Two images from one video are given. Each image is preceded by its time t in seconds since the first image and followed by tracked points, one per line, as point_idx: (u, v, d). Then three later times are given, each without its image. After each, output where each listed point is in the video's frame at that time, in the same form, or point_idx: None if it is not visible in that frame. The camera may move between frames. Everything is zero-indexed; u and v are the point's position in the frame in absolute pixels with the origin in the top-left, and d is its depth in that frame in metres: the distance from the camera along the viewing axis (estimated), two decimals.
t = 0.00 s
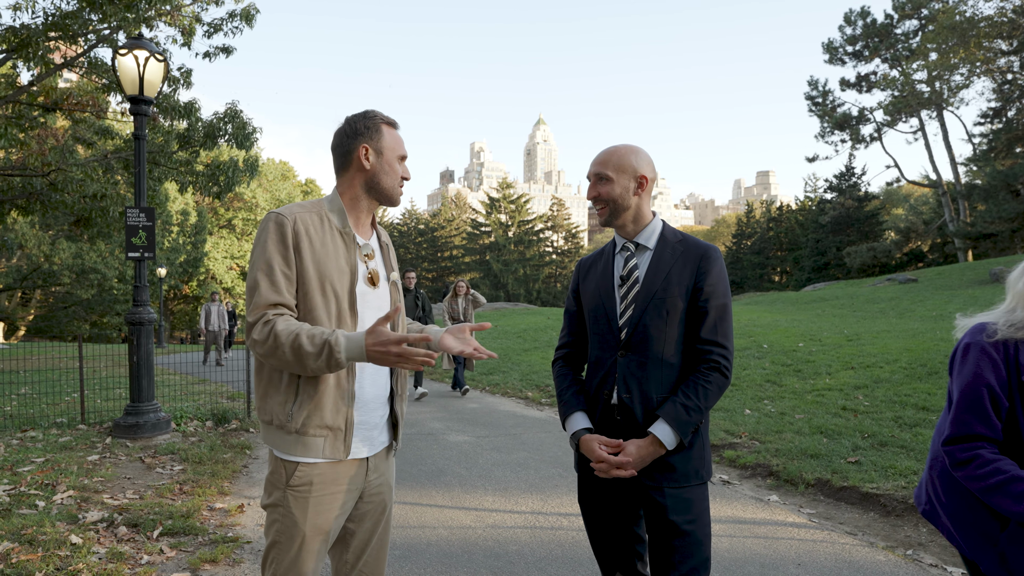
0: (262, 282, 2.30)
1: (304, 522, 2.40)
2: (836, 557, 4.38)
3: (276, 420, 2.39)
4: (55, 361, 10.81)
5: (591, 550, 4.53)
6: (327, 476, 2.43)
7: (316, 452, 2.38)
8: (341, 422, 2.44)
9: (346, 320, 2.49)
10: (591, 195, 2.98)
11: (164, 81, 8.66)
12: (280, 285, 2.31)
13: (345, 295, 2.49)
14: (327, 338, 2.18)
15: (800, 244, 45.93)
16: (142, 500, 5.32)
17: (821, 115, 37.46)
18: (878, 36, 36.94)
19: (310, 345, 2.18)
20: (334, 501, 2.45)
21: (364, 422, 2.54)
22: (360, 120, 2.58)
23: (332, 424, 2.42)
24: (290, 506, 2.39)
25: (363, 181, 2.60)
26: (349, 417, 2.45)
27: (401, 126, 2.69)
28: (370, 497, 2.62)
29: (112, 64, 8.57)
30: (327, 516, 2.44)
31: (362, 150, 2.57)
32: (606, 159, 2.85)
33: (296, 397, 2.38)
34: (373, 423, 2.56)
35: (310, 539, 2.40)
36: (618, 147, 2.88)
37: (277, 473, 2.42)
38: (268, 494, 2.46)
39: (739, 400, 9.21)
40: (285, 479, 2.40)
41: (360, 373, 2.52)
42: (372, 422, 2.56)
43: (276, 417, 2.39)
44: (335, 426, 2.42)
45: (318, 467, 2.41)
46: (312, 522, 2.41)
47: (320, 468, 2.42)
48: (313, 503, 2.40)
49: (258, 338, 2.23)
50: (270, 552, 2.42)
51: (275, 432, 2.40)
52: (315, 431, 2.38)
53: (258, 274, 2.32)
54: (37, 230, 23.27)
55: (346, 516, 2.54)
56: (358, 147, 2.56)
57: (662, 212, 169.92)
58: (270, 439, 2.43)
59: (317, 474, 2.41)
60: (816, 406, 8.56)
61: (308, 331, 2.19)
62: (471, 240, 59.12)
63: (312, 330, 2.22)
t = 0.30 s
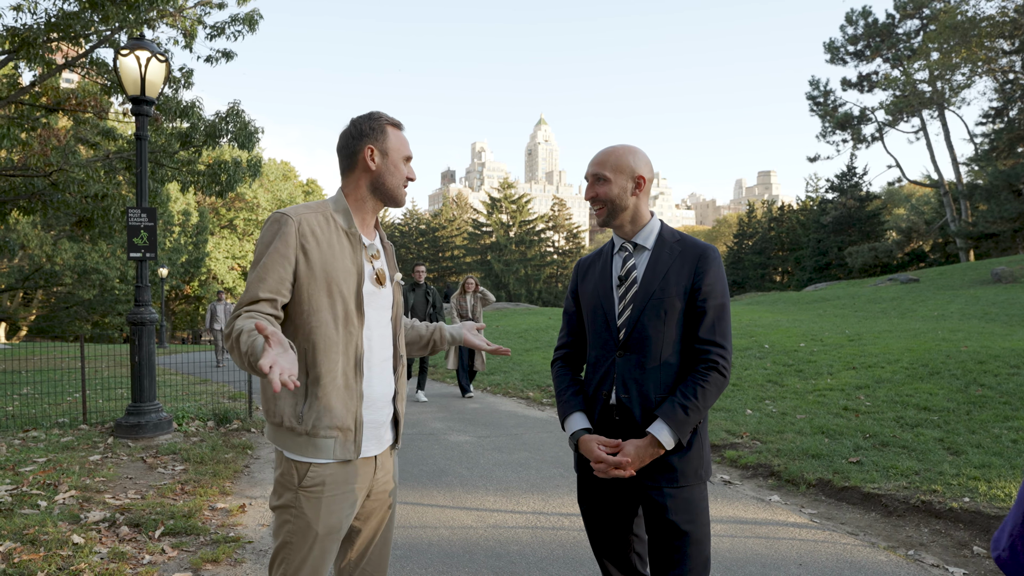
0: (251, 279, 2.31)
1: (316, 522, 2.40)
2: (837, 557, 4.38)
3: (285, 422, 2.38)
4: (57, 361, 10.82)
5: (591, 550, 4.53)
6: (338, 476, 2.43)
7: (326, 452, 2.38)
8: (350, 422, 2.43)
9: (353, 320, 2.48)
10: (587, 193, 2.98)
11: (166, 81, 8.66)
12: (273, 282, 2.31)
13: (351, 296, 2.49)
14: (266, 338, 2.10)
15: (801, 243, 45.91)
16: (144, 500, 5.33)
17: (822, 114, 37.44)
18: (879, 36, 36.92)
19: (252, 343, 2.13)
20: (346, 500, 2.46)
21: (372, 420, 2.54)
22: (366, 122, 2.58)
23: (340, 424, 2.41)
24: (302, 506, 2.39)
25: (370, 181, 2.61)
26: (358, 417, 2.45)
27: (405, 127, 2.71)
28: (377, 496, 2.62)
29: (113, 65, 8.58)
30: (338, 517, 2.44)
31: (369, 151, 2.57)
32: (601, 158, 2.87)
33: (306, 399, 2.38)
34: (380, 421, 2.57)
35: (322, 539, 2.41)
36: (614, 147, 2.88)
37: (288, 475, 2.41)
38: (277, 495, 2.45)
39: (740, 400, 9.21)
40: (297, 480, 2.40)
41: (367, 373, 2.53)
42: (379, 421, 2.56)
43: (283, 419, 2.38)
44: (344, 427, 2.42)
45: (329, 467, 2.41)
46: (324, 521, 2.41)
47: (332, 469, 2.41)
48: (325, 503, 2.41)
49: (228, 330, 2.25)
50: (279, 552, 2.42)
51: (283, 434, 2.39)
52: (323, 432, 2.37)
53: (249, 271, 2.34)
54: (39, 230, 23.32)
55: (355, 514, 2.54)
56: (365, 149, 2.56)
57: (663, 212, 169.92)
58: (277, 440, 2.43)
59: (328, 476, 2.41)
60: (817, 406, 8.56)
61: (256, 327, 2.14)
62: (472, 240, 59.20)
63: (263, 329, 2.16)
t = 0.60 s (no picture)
0: (283, 287, 2.24)
1: (336, 521, 2.41)
2: (838, 558, 4.38)
3: (301, 426, 2.36)
4: (58, 361, 10.84)
5: (592, 551, 4.53)
6: (355, 475, 2.44)
7: (345, 453, 2.38)
8: (365, 422, 2.46)
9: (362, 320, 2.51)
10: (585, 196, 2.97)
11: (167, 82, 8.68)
12: (303, 288, 2.27)
13: (359, 297, 2.52)
14: (344, 338, 2.11)
15: (802, 243, 45.93)
16: (145, 501, 5.34)
17: (823, 115, 37.43)
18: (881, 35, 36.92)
19: (325, 347, 2.11)
20: (362, 499, 2.47)
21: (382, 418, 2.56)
22: (362, 122, 2.57)
23: (358, 424, 2.42)
24: (322, 507, 2.38)
25: (368, 182, 2.61)
26: (371, 416, 2.47)
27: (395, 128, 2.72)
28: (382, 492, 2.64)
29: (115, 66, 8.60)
30: (353, 514, 2.46)
31: (368, 153, 2.57)
32: (599, 160, 2.87)
33: (318, 402, 2.36)
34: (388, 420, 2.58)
35: (340, 537, 2.42)
36: (611, 149, 2.89)
37: (304, 477, 2.39)
38: (292, 498, 2.42)
39: (741, 401, 9.21)
40: (315, 481, 2.38)
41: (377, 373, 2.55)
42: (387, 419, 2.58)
43: (303, 422, 2.36)
44: (360, 427, 2.43)
45: (347, 467, 2.41)
46: (343, 520, 2.42)
47: (348, 468, 2.42)
48: (344, 502, 2.41)
49: (273, 342, 2.17)
50: (295, 554, 2.40)
51: (300, 438, 2.37)
52: (342, 433, 2.38)
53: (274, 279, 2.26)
54: (41, 230, 23.36)
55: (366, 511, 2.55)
56: (364, 150, 2.56)
57: (664, 212, 169.93)
58: (293, 447, 2.39)
59: (344, 475, 2.41)
60: (818, 406, 8.56)
61: (323, 331, 2.12)
62: (473, 240, 59.30)
63: (329, 333, 2.15)
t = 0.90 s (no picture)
0: (354, 281, 2.21)
1: (364, 519, 2.44)
2: (838, 557, 4.38)
3: (351, 426, 2.34)
4: (59, 360, 10.85)
5: (592, 550, 4.52)
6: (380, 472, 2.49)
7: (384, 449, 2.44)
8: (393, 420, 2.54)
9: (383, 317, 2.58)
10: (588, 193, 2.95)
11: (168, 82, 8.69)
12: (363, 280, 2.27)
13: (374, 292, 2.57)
14: (443, 304, 2.26)
15: (803, 243, 45.92)
16: (146, 499, 5.35)
17: (824, 115, 37.42)
18: (881, 35, 36.93)
19: (428, 318, 2.23)
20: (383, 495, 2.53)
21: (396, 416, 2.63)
22: (355, 123, 2.56)
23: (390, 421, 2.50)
24: (353, 506, 2.40)
25: (365, 182, 2.62)
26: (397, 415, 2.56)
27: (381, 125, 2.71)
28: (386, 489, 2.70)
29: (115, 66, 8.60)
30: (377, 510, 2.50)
31: (366, 154, 2.59)
32: (602, 160, 2.87)
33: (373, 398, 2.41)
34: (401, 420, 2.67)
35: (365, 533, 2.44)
36: (612, 149, 2.88)
37: (333, 479, 2.38)
38: (317, 500, 2.39)
39: (741, 400, 9.21)
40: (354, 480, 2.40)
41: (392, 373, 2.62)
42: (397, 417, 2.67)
43: (354, 420, 2.34)
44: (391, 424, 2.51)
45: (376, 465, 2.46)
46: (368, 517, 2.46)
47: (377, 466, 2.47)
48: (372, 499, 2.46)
49: (370, 332, 2.15)
50: (321, 556, 2.37)
51: (350, 438, 2.35)
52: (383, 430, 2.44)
53: (340, 277, 2.20)
54: (42, 229, 23.37)
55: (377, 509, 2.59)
56: (363, 151, 2.57)
57: (665, 212, 169.85)
58: (336, 448, 2.34)
59: (371, 474, 2.47)
60: (819, 406, 8.56)
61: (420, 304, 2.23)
62: (473, 240, 59.32)
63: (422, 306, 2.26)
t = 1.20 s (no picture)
0: (340, 281, 2.16)
1: (362, 519, 2.44)
2: (839, 558, 4.37)
3: (351, 427, 2.34)
4: (61, 360, 10.88)
5: (593, 550, 4.52)
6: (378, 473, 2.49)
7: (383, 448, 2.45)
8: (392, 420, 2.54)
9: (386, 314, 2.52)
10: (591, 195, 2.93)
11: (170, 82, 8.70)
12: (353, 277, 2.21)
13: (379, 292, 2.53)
14: (410, 297, 2.06)
15: (805, 243, 45.93)
16: (147, 499, 5.36)
17: (825, 115, 37.40)
18: (883, 35, 36.93)
19: (396, 313, 2.05)
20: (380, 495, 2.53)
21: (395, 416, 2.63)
22: (345, 122, 2.52)
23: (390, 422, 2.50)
24: (351, 506, 2.40)
25: (358, 182, 2.58)
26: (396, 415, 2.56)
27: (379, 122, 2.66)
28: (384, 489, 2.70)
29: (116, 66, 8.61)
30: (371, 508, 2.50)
31: (353, 154, 2.52)
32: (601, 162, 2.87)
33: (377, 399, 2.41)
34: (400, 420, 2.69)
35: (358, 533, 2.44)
36: (612, 151, 2.87)
37: (332, 479, 2.37)
38: (316, 500, 2.39)
39: (742, 400, 9.21)
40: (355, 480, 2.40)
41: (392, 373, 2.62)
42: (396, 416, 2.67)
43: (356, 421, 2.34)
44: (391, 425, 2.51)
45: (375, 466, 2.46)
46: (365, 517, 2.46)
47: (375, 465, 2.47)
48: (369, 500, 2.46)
49: (344, 333, 2.09)
50: (319, 555, 2.37)
51: (354, 438, 2.35)
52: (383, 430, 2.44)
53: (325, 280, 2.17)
54: (43, 229, 23.38)
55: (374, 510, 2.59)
56: (350, 151, 2.52)
57: (666, 212, 169.75)
58: (340, 447, 2.34)
59: (369, 474, 2.47)
60: (820, 406, 8.56)
61: (388, 300, 2.06)
62: (474, 240, 59.33)
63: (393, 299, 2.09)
